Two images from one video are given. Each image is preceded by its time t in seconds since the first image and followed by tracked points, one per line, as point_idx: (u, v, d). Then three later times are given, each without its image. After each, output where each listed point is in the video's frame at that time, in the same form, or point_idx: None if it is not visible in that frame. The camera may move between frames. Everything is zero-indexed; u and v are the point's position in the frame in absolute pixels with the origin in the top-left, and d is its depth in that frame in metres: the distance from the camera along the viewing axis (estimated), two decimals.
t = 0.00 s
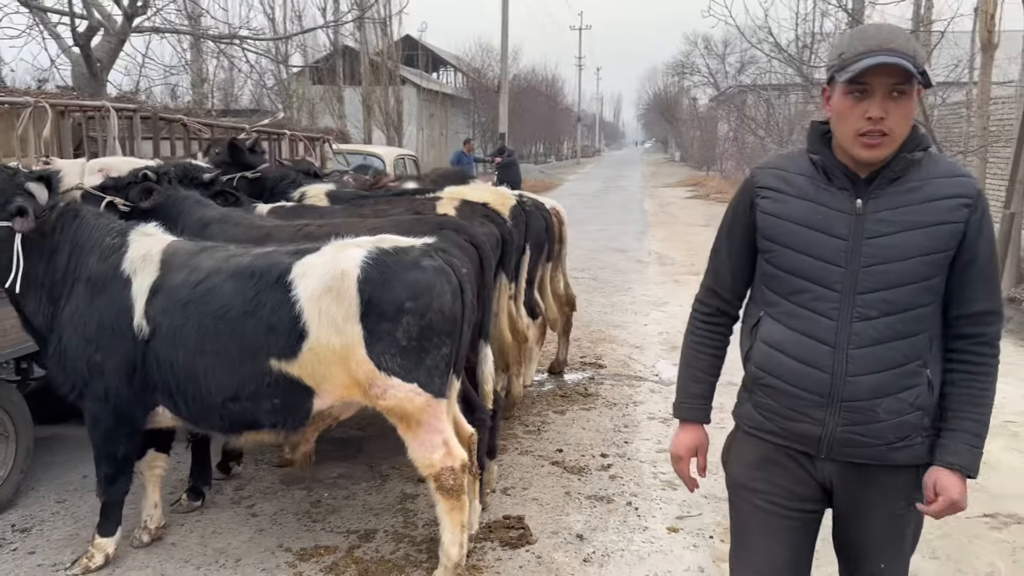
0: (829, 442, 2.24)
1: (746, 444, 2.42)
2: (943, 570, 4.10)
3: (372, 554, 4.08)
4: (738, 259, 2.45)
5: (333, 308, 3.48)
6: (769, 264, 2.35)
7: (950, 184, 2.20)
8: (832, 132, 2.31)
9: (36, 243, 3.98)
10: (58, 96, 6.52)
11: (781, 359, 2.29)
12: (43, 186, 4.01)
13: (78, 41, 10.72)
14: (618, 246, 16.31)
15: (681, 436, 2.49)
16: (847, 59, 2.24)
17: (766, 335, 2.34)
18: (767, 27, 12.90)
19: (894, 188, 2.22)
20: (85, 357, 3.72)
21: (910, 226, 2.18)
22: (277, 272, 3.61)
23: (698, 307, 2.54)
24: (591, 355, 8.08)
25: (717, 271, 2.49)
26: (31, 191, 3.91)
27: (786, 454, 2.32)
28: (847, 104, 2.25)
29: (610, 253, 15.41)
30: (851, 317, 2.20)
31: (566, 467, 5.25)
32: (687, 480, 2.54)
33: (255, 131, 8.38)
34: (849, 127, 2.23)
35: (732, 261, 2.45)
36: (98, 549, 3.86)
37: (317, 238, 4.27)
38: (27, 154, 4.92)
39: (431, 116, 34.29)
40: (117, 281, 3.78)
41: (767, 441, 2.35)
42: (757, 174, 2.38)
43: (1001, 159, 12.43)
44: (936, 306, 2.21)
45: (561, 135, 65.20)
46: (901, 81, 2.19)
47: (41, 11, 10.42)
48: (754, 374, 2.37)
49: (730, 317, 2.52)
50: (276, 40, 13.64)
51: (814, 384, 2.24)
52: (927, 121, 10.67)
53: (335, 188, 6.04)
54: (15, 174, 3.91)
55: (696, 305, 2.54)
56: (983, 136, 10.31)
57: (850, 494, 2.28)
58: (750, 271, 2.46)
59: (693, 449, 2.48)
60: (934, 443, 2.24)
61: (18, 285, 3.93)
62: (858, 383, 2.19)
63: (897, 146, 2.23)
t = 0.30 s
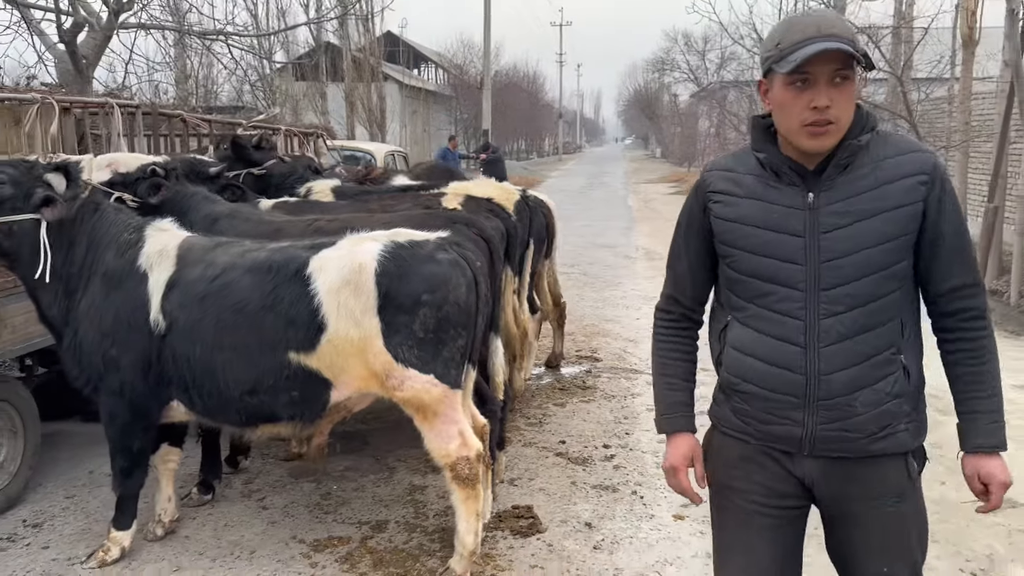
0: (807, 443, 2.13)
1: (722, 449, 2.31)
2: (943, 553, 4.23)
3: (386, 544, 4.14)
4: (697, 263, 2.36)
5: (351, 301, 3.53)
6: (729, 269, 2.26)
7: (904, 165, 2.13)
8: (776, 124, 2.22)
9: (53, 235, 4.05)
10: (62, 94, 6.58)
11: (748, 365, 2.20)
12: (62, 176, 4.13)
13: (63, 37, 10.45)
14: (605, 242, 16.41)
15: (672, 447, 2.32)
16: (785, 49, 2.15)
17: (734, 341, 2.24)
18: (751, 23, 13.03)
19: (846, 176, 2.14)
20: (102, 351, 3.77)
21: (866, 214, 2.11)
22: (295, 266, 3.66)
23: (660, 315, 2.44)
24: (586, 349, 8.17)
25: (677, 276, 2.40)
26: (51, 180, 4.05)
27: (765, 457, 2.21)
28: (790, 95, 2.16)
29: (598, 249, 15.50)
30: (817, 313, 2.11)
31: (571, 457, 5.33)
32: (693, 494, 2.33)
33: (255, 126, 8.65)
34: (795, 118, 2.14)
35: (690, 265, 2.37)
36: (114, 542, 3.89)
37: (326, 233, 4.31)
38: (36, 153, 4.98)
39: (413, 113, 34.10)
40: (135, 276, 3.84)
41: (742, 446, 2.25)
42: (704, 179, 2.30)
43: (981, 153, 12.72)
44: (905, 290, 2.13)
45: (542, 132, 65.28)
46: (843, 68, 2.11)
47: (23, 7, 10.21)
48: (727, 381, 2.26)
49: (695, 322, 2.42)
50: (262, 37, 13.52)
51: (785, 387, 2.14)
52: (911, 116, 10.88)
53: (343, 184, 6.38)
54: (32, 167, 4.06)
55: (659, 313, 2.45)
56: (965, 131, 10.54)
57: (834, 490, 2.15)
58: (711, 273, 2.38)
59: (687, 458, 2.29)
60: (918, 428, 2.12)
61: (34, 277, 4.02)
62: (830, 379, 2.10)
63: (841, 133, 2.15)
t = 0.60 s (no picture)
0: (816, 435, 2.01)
1: (729, 449, 2.18)
2: (949, 542, 4.32)
3: (403, 536, 4.20)
4: (694, 261, 2.22)
5: (370, 296, 3.60)
6: (728, 262, 2.13)
7: (897, 147, 2.04)
8: (769, 109, 2.11)
9: (75, 231, 4.19)
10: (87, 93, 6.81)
11: (751, 361, 2.07)
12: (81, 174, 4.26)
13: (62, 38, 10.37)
14: (602, 240, 16.49)
15: (641, 457, 2.23)
16: (779, 32, 2.05)
17: (735, 336, 2.11)
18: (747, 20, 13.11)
19: (840, 161, 2.03)
20: (124, 347, 3.85)
21: (864, 196, 2.01)
22: (315, 262, 3.73)
23: (652, 318, 2.27)
24: (588, 346, 8.24)
25: (670, 277, 2.24)
26: (70, 178, 4.18)
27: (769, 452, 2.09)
28: (785, 78, 2.05)
29: (595, 247, 15.57)
30: (823, 300, 1.99)
31: (580, 451, 5.40)
32: (653, 502, 2.28)
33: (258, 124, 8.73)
34: (789, 102, 2.04)
35: (686, 265, 2.22)
36: (135, 535, 3.95)
37: (341, 229, 4.36)
38: (54, 151, 5.21)
39: (407, 112, 34.04)
40: (155, 274, 3.93)
41: (745, 443, 2.13)
42: (697, 173, 2.16)
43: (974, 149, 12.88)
44: (904, 272, 2.02)
45: (534, 130, 65.35)
46: (837, 51, 2.02)
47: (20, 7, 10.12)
48: (729, 378, 2.13)
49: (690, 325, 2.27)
50: (259, 36, 13.48)
51: (792, 378, 2.01)
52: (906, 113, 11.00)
53: (351, 182, 6.46)
54: (52, 166, 4.19)
55: (650, 316, 2.28)
56: (960, 128, 10.69)
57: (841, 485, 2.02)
58: (706, 269, 2.24)
59: (654, 471, 2.21)
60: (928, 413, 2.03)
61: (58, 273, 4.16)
62: (839, 367, 1.98)
63: (836, 117, 2.06)
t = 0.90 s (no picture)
0: (782, 433, 2.05)
1: (709, 449, 2.24)
2: (935, 534, 4.41)
3: (399, 529, 4.27)
4: (680, 261, 2.29)
5: (368, 293, 3.66)
6: (708, 258, 2.20)
7: (879, 152, 2.05)
8: (751, 110, 2.18)
9: (74, 231, 4.24)
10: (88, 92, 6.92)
11: (724, 354, 2.13)
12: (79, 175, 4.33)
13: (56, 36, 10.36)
14: (595, 238, 16.57)
15: (639, 451, 2.30)
16: (759, 33, 2.12)
17: (711, 331, 2.17)
18: (739, 20, 13.22)
19: (819, 162, 2.07)
20: (125, 344, 3.92)
21: (840, 197, 2.03)
22: (314, 261, 3.79)
23: (646, 316, 2.35)
24: (582, 343, 8.32)
25: (661, 277, 2.32)
26: (68, 178, 4.25)
27: (745, 451, 2.15)
28: (763, 79, 2.13)
29: (588, 245, 15.65)
30: (792, 298, 2.04)
31: (573, 447, 5.47)
32: (651, 499, 2.36)
33: (254, 123, 8.81)
34: (765, 101, 2.11)
35: (673, 264, 2.30)
36: (136, 529, 4.01)
37: (338, 228, 4.42)
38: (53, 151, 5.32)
39: (401, 110, 34.00)
40: (156, 272, 3.99)
41: (722, 442, 2.19)
42: (685, 172, 2.24)
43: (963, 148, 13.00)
44: (882, 276, 2.03)
45: (527, 129, 65.40)
46: (816, 52, 2.08)
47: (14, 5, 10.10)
48: (704, 372, 2.19)
49: (683, 322, 2.34)
50: (252, 34, 13.48)
51: (761, 373, 2.06)
52: (895, 112, 11.11)
53: (346, 181, 6.53)
54: (51, 166, 4.24)
55: (645, 315, 2.36)
56: (950, 127, 10.82)
57: (811, 492, 2.07)
58: (695, 270, 2.30)
59: (650, 466, 2.27)
60: (898, 424, 2.02)
61: (59, 273, 4.21)
62: (806, 364, 2.02)
63: (816, 117, 2.10)
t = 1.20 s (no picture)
0: (745, 427, 2.16)
1: (675, 445, 2.35)
2: (908, 528, 4.54)
3: (386, 524, 4.36)
4: (652, 261, 2.40)
5: (355, 293, 3.76)
6: (676, 257, 2.31)
7: (843, 158, 2.15)
8: (721, 114, 2.27)
9: (66, 232, 4.32)
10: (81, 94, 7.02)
11: (690, 350, 2.24)
12: (70, 176, 4.39)
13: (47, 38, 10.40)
14: (584, 240, 16.68)
15: (620, 445, 2.42)
16: (733, 42, 2.20)
17: (679, 328, 2.28)
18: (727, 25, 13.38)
19: (783, 167, 2.18)
20: (117, 342, 4.00)
21: (802, 201, 2.14)
22: (302, 261, 3.88)
23: (623, 315, 2.47)
24: (569, 343, 8.43)
25: (634, 276, 2.43)
26: (60, 180, 4.32)
27: (710, 446, 2.26)
28: (734, 86, 2.21)
29: (578, 247, 15.76)
30: (753, 297, 2.15)
31: (558, 444, 5.58)
32: (635, 490, 2.45)
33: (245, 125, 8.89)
34: (737, 108, 2.20)
35: (646, 265, 2.41)
36: (127, 524, 4.09)
37: (326, 229, 4.52)
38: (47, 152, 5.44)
39: (393, 112, 34.03)
40: (147, 272, 4.07)
41: (688, 435, 2.31)
42: (656, 173, 2.35)
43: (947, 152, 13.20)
44: (842, 278, 2.13)
45: (518, 131, 65.52)
46: (786, 63, 2.18)
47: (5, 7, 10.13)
48: (671, 367, 2.31)
49: (655, 319, 2.45)
50: (244, 37, 13.55)
51: (725, 369, 2.18)
52: (880, 116, 11.27)
53: (334, 183, 6.62)
54: (43, 167, 4.30)
55: (622, 313, 2.47)
56: (933, 132, 10.99)
57: (772, 488, 2.18)
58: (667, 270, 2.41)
59: (630, 458, 2.38)
60: (855, 421, 2.13)
61: (51, 273, 4.29)
62: (766, 361, 2.13)
63: (784, 124, 2.20)
